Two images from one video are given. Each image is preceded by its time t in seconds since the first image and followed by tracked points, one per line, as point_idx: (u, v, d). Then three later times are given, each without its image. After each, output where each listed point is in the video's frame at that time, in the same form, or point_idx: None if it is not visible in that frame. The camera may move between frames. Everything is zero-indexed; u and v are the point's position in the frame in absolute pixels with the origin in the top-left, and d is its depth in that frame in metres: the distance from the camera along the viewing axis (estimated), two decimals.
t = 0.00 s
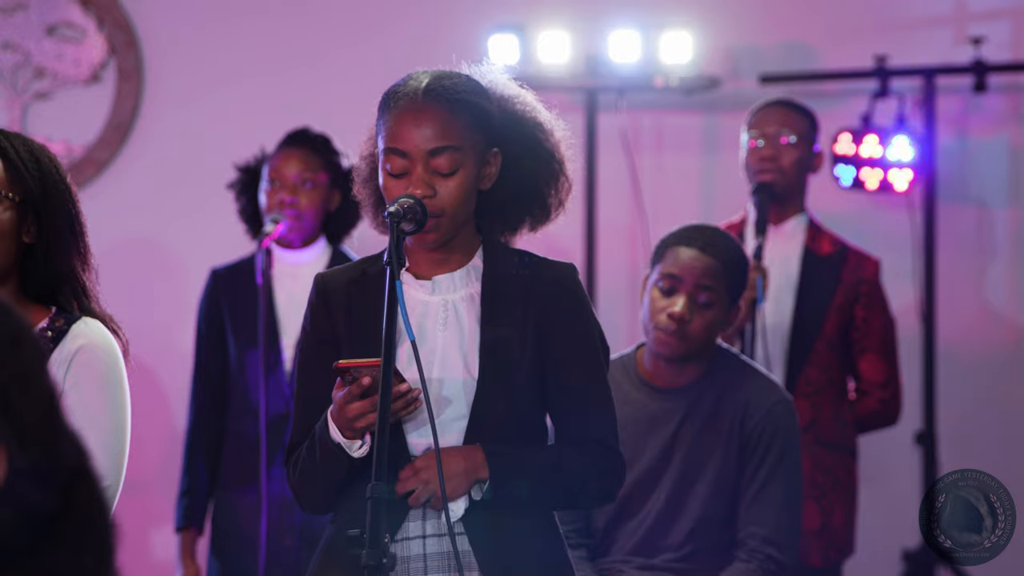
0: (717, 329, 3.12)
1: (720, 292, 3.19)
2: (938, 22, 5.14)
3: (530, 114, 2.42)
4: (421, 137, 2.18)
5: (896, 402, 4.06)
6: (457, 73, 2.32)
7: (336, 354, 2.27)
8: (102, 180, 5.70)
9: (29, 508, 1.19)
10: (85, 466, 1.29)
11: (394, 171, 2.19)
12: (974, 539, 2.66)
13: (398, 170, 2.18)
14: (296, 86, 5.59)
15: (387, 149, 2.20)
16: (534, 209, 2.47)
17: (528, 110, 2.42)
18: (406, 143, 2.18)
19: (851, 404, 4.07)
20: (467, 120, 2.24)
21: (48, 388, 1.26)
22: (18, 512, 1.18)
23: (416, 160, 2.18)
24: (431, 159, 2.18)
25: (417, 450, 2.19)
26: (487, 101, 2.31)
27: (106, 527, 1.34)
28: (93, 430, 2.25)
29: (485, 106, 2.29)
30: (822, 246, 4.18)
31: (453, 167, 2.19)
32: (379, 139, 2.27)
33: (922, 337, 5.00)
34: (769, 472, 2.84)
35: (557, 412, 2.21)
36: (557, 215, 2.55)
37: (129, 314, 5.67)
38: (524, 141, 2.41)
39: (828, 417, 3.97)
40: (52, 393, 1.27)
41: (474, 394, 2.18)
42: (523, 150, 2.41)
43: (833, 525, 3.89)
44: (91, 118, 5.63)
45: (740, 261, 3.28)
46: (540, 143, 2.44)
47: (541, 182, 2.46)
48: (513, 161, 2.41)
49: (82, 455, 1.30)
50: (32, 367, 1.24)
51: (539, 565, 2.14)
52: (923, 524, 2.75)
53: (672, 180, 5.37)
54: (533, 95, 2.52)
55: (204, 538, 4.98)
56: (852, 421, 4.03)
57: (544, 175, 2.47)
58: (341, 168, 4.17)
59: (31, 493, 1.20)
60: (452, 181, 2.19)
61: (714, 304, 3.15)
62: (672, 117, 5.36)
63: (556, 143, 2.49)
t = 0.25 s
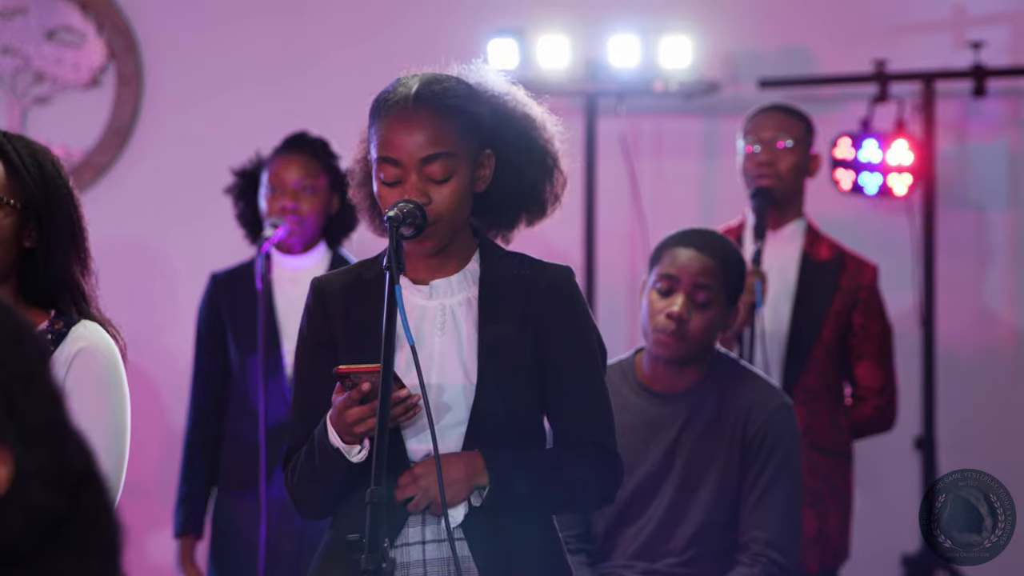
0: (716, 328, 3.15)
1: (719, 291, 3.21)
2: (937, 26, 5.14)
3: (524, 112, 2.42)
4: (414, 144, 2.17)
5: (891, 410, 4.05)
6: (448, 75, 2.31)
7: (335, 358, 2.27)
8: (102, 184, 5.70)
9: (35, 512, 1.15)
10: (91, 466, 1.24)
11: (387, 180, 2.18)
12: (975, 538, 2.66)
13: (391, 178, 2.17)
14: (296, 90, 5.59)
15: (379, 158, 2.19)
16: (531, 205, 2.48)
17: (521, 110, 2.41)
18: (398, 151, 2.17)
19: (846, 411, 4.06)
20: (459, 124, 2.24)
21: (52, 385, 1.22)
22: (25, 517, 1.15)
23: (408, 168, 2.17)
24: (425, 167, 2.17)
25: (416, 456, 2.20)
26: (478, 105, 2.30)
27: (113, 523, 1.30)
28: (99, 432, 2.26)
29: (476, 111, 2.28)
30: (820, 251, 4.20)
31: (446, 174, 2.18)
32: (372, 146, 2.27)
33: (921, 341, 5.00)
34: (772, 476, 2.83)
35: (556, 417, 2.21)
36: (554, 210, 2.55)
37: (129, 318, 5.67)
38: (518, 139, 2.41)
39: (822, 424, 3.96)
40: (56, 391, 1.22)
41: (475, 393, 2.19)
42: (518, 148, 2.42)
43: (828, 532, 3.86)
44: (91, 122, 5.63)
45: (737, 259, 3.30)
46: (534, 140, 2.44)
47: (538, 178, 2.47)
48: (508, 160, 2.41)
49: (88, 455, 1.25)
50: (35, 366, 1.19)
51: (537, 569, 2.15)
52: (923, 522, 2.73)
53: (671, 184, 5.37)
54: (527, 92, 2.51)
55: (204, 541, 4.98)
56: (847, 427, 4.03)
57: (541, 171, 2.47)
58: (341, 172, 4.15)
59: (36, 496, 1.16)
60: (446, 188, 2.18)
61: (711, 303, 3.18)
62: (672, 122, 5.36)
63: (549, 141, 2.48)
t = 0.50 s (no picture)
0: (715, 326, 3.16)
1: (718, 288, 3.22)
2: (938, 31, 5.15)
3: (521, 111, 2.41)
4: (408, 149, 2.17)
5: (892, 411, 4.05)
6: (442, 79, 2.31)
7: (336, 364, 2.26)
8: (101, 188, 5.69)
9: (40, 508, 1.07)
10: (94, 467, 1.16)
11: (383, 187, 2.18)
12: (974, 538, 3.13)
13: (386, 185, 2.17)
14: (296, 94, 5.59)
15: (375, 165, 2.20)
16: (533, 203, 2.48)
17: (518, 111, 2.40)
18: (392, 158, 2.17)
19: (847, 412, 4.06)
20: (453, 128, 2.23)
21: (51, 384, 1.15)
22: (30, 514, 1.07)
23: (403, 175, 2.17)
24: (419, 172, 2.17)
25: (414, 462, 2.20)
26: (472, 108, 2.30)
27: (123, 534, 1.20)
28: (99, 434, 2.26)
29: (470, 114, 2.28)
30: (820, 254, 4.20)
31: (441, 179, 2.18)
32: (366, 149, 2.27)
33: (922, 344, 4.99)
34: (774, 479, 2.82)
35: (555, 422, 2.21)
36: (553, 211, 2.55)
37: (128, 322, 5.66)
38: (516, 138, 2.40)
39: (824, 427, 3.96)
40: (56, 388, 1.15)
41: (469, 411, 2.18)
42: (516, 148, 2.41)
43: (830, 535, 3.88)
44: (90, 126, 5.63)
45: (735, 260, 3.30)
46: (532, 139, 2.43)
47: (537, 177, 2.47)
48: (506, 160, 2.41)
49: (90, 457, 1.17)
50: (33, 360, 1.13)
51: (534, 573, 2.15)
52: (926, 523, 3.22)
53: (671, 188, 5.37)
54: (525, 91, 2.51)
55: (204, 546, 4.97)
56: (848, 430, 4.03)
57: (540, 170, 2.47)
58: (339, 175, 4.15)
59: (41, 493, 1.09)
60: (441, 193, 2.18)
61: (710, 302, 3.19)
62: (672, 125, 5.36)
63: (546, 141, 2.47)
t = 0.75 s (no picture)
0: (708, 320, 3.15)
1: (710, 284, 3.22)
2: (938, 33, 5.14)
3: (523, 111, 2.41)
4: (408, 153, 2.17)
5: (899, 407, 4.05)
6: (442, 82, 2.31)
7: (336, 363, 2.27)
8: (101, 190, 5.69)
9: (40, 507, 1.10)
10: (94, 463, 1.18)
11: (384, 192, 2.18)
12: (975, 538, 3.15)
13: (387, 190, 2.17)
14: (296, 95, 5.59)
15: (375, 170, 2.19)
16: (537, 202, 2.49)
17: (521, 112, 2.41)
18: (392, 163, 2.17)
19: (853, 409, 4.05)
20: (455, 130, 2.23)
21: (52, 384, 1.16)
22: (31, 514, 1.10)
23: (404, 180, 2.17)
24: (420, 176, 2.17)
25: (413, 462, 2.21)
26: (475, 110, 2.30)
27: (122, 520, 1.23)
28: (96, 436, 2.25)
29: (473, 116, 2.28)
30: (820, 252, 4.18)
31: (441, 183, 2.18)
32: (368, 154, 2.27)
33: (922, 345, 4.99)
34: (773, 480, 2.82)
35: (556, 424, 2.21)
36: (558, 211, 2.56)
37: (128, 323, 5.66)
38: (518, 139, 2.40)
39: (830, 421, 3.94)
40: (55, 383, 1.17)
41: (465, 411, 2.19)
42: (519, 148, 2.41)
43: (835, 533, 3.82)
44: (90, 127, 5.63)
45: (734, 257, 3.31)
46: (535, 139, 2.43)
47: (540, 177, 2.47)
48: (509, 161, 2.41)
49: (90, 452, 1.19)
50: (32, 359, 1.14)
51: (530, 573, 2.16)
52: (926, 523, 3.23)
53: (671, 190, 5.37)
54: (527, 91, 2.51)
55: (203, 547, 4.97)
56: (854, 427, 4.01)
57: (543, 169, 2.47)
58: (338, 175, 4.18)
59: (40, 492, 1.11)
60: (442, 198, 2.18)
61: (705, 296, 3.19)
62: (672, 127, 5.36)
63: (550, 142, 2.48)
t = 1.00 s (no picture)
0: (708, 324, 3.15)
1: (710, 287, 3.22)
2: (938, 35, 5.15)
3: (527, 116, 2.42)
4: (410, 151, 2.18)
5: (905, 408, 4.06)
6: (446, 83, 2.32)
7: (338, 364, 2.29)
8: (101, 192, 5.69)
9: (40, 503, 1.14)
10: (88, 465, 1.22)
11: (386, 189, 2.20)
12: (974, 538, 3.14)
13: (390, 186, 2.19)
14: (296, 97, 5.59)
15: (378, 167, 2.21)
16: (540, 207, 2.48)
17: (525, 115, 2.41)
18: (394, 160, 2.19)
19: (860, 411, 4.07)
20: (456, 128, 2.24)
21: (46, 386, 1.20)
22: (29, 511, 1.13)
23: (405, 177, 2.18)
24: (422, 172, 2.19)
25: (411, 464, 2.22)
26: (477, 110, 2.31)
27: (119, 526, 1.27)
28: (94, 439, 2.24)
29: (474, 115, 2.29)
30: (822, 254, 4.18)
31: (443, 179, 2.20)
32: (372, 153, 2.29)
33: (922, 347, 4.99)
34: (773, 485, 2.83)
35: (556, 429, 2.22)
36: (563, 217, 2.56)
37: (128, 326, 5.66)
38: (522, 143, 2.41)
39: (835, 422, 3.94)
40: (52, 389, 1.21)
41: (464, 411, 2.20)
42: (522, 152, 2.41)
43: (841, 535, 3.84)
44: (90, 130, 5.63)
45: (734, 260, 3.30)
46: (539, 143, 2.43)
47: (543, 181, 2.47)
48: (512, 163, 2.41)
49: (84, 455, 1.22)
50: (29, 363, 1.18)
51: None
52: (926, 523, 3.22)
53: (672, 193, 5.37)
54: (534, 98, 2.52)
55: (204, 549, 4.97)
56: (860, 429, 4.01)
57: (546, 173, 2.47)
58: (339, 178, 4.18)
59: (38, 489, 1.14)
60: (444, 194, 2.20)
61: (704, 300, 3.19)
62: (672, 130, 5.36)
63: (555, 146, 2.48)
